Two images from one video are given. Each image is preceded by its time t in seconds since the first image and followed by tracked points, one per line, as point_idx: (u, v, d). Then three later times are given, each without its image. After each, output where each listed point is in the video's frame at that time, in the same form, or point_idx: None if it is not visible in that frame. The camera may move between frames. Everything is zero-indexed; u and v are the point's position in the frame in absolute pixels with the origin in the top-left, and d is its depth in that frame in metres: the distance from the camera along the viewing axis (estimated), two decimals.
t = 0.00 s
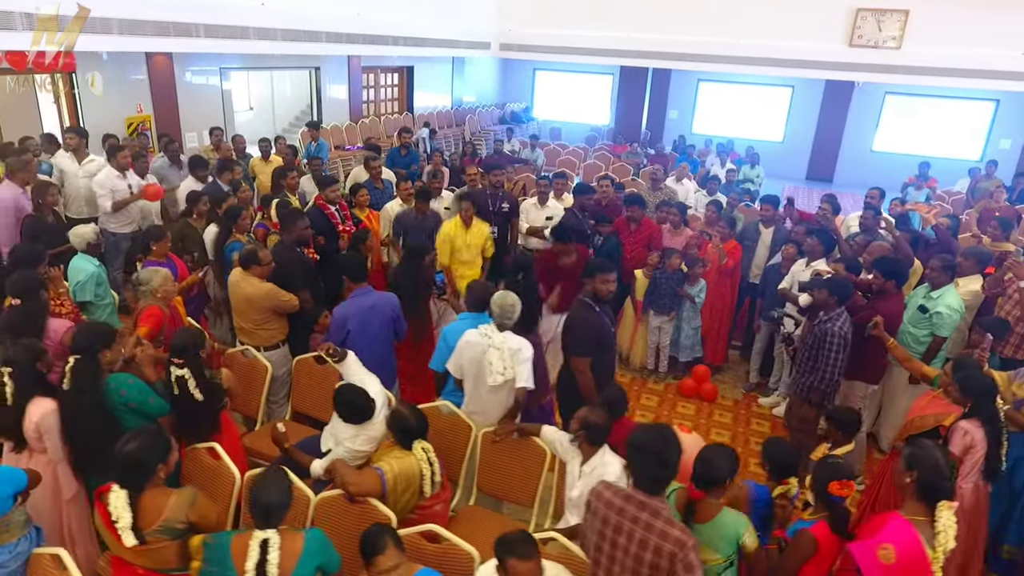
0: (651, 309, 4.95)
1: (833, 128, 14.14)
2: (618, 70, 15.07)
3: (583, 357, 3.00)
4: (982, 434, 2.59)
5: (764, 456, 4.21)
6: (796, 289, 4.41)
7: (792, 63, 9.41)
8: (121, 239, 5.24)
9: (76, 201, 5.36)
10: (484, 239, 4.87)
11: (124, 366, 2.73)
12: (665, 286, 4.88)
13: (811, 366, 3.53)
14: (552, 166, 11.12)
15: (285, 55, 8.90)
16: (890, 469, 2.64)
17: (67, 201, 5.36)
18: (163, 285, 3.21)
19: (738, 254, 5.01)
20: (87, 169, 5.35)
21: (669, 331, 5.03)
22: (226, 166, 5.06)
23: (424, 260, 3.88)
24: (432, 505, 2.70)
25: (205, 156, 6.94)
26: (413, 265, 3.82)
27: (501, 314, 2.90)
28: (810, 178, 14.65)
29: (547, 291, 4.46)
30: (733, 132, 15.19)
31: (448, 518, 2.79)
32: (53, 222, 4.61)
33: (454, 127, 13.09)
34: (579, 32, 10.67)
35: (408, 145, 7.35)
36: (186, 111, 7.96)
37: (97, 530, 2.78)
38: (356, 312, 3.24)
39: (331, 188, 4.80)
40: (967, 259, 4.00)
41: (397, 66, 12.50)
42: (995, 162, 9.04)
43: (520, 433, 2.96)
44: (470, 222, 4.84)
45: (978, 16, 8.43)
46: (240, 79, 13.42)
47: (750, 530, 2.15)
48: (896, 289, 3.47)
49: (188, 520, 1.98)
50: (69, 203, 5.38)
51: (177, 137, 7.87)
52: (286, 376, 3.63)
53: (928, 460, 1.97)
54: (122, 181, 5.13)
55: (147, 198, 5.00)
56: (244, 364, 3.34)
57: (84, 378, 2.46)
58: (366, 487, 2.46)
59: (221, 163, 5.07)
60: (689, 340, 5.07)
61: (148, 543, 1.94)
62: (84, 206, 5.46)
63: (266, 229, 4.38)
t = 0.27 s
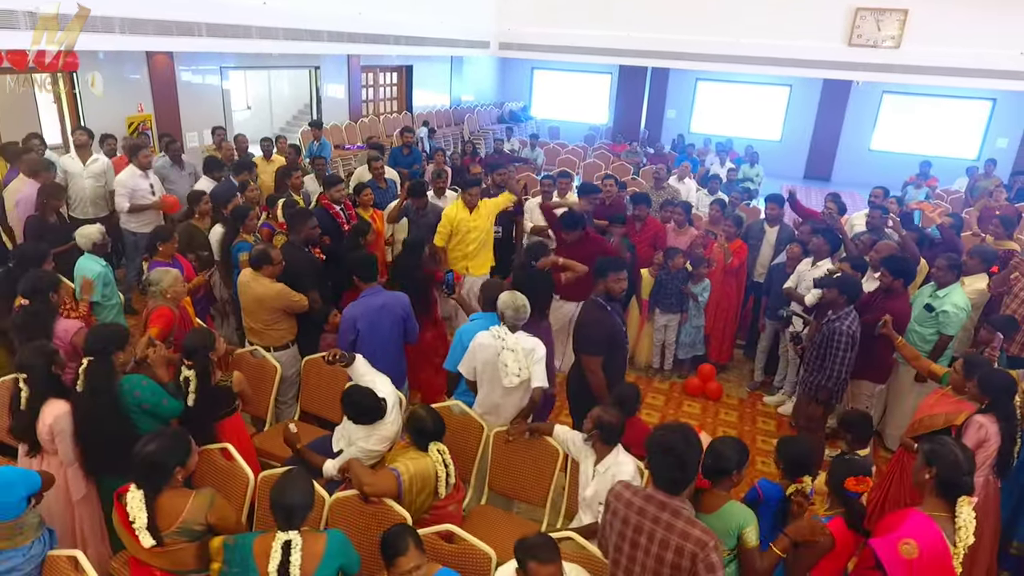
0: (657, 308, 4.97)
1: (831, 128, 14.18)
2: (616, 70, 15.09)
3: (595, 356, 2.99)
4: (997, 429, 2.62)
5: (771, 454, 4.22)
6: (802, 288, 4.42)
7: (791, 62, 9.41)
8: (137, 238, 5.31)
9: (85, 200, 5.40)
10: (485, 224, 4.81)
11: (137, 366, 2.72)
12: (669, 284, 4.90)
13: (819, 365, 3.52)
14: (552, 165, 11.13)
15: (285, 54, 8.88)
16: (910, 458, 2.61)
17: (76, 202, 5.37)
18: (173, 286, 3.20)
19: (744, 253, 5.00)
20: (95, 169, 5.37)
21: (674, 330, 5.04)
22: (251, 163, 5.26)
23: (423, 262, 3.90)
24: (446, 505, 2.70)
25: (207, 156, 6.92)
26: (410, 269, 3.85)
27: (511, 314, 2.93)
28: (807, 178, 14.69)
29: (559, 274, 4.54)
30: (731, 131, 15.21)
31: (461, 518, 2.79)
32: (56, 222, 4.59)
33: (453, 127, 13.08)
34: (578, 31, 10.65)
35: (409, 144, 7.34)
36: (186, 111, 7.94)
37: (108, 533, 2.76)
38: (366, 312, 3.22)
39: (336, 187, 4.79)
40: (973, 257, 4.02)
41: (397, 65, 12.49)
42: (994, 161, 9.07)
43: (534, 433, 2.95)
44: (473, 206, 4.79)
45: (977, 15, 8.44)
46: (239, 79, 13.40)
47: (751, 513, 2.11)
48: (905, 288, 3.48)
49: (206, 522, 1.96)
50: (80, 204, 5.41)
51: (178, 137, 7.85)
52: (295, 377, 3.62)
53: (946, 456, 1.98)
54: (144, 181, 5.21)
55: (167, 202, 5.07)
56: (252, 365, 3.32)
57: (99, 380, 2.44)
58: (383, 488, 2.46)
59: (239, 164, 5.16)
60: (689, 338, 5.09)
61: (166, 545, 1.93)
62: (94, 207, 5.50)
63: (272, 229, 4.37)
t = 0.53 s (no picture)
0: (661, 307, 4.99)
1: (829, 127, 14.20)
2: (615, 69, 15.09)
3: (605, 357, 2.97)
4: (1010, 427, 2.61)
5: (775, 453, 4.23)
6: (804, 287, 4.42)
7: (790, 61, 9.40)
8: (151, 237, 5.25)
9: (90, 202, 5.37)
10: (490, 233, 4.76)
11: (144, 367, 2.72)
12: (674, 283, 4.92)
13: (824, 365, 3.52)
14: (552, 165, 11.13)
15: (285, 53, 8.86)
16: (917, 459, 2.64)
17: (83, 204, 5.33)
18: (179, 286, 3.19)
19: (747, 253, 4.99)
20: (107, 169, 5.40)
21: (677, 329, 5.05)
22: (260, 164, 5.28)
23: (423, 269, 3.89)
24: (456, 505, 2.70)
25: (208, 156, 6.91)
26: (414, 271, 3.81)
27: (517, 315, 2.93)
28: (806, 177, 14.71)
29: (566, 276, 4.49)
30: (730, 130, 15.22)
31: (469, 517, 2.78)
32: (59, 223, 4.58)
33: (452, 126, 13.07)
34: (577, 30, 10.65)
35: (410, 143, 7.33)
36: (186, 111, 7.92)
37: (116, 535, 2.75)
38: (372, 312, 3.20)
39: (339, 188, 4.78)
40: (976, 256, 4.02)
41: (396, 64, 12.48)
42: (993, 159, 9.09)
43: (542, 433, 2.96)
44: (477, 214, 4.77)
45: (975, 14, 8.44)
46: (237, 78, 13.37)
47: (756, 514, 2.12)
48: (911, 286, 3.48)
49: (219, 523, 1.95)
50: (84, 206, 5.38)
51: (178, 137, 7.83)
52: (300, 377, 3.61)
53: (958, 455, 1.99)
54: (159, 179, 5.28)
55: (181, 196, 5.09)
56: (258, 366, 3.31)
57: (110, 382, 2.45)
58: (393, 488, 2.46)
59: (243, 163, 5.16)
60: (693, 337, 5.10)
61: (179, 545, 1.92)
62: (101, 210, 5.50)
63: (275, 229, 4.36)
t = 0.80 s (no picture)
0: (671, 307, 4.98)
1: (830, 126, 14.21)
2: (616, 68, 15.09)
3: (628, 357, 2.95)
4: None
5: (788, 452, 4.23)
6: (816, 286, 4.41)
7: (793, 60, 9.41)
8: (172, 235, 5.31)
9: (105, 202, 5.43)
10: (499, 245, 4.60)
11: (164, 369, 2.70)
12: (684, 283, 4.89)
13: (840, 363, 3.52)
14: (555, 164, 11.12)
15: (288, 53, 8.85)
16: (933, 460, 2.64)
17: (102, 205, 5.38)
18: (195, 287, 3.19)
19: (757, 252, 4.96)
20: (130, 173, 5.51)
21: (687, 328, 5.04)
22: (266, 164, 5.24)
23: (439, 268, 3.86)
24: (478, 505, 2.69)
25: (214, 156, 6.90)
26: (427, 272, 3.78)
27: (536, 315, 2.91)
28: (807, 175, 14.72)
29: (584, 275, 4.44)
30: (731, 129, 15.23)
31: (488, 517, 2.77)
32: (70, 223, 4.59)
33: (454, 125, 13.06)
34: (580, 29, 10.65)
35: (416, 142, 7.32)
36: (191, 111, 7.92)
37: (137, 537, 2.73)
38: (390, 312, 3.18)
39: (349, 187, 4.78)
40: (988, 255, 4.03)
41: (398, 63, 12.47)
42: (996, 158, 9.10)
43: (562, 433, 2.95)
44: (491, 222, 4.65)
45: (979, 13, 8.45)
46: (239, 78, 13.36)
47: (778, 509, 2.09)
48: (928, 283, 3.48)
49: (247, 524, 1.92)
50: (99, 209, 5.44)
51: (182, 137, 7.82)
52: (315, 377, 3.60)
53: (986, 452, 2.00)
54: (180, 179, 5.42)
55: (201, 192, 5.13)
56: (273, 366, 3.30)
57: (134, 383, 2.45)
58: (417, 488, 2.46)
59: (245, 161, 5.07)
60: (703, 336, 5.11)
61: (205, 547, 1.89)
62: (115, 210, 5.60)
63: (286, 230, 4.35)
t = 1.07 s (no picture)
0: (684, 306, 4.95)
1: (834, 124, 14.20)
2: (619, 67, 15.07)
3: (658, 360, 2.94)
4: None
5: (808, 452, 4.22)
6: (833, 284, 4.39)
7: (800, 58, 9.40)
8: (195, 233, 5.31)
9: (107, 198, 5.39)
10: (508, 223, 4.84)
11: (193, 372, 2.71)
12: (700, 282, 4.84)
13: (864, 362, 3.53)
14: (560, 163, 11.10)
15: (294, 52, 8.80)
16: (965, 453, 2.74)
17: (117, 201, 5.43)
18: (218, 288, 3.17)
19: (772, 251, 4.93)
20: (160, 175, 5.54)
21: (702, 328, 5.03)
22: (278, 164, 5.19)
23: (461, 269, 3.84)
24: (507, 506, 2.68)
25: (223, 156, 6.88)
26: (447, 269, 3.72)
27: (564, 315, 2.89)
28: (811, 174, 14.71)
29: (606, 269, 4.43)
30: (735, 128, 15.22)
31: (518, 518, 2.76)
32: (84, 223, 4.57)
33: (458, 124, 13.03)
34: (585, 28, 10.65)
35: (425, 141, 7.31)
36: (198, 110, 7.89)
37: (166, 542, 2.73)
38: (417, 313, 3.18)
39: (365, 187, 4.76)
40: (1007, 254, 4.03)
41: (402, 62, 12.42)
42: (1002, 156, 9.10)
43: (589, 433, 2.94)
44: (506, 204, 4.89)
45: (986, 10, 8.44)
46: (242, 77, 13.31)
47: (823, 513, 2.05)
48: (952, 282, 3.48)
49: (287, 528, 1.89)
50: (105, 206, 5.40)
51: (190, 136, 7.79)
52: (336, 378, 3.59)
53: None
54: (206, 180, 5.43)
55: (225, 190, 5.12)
56: (295, 367, 3.28)
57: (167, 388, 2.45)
58: (450, 489, 2.45)
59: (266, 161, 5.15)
60: (714, 336, 5.10)
61: (244, 552, 1.85)
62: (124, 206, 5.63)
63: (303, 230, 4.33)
